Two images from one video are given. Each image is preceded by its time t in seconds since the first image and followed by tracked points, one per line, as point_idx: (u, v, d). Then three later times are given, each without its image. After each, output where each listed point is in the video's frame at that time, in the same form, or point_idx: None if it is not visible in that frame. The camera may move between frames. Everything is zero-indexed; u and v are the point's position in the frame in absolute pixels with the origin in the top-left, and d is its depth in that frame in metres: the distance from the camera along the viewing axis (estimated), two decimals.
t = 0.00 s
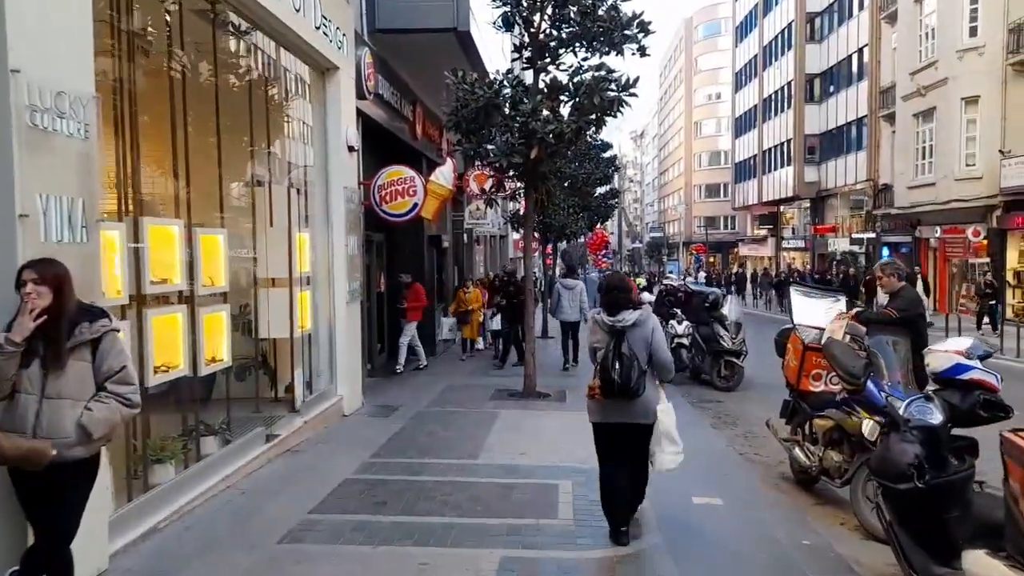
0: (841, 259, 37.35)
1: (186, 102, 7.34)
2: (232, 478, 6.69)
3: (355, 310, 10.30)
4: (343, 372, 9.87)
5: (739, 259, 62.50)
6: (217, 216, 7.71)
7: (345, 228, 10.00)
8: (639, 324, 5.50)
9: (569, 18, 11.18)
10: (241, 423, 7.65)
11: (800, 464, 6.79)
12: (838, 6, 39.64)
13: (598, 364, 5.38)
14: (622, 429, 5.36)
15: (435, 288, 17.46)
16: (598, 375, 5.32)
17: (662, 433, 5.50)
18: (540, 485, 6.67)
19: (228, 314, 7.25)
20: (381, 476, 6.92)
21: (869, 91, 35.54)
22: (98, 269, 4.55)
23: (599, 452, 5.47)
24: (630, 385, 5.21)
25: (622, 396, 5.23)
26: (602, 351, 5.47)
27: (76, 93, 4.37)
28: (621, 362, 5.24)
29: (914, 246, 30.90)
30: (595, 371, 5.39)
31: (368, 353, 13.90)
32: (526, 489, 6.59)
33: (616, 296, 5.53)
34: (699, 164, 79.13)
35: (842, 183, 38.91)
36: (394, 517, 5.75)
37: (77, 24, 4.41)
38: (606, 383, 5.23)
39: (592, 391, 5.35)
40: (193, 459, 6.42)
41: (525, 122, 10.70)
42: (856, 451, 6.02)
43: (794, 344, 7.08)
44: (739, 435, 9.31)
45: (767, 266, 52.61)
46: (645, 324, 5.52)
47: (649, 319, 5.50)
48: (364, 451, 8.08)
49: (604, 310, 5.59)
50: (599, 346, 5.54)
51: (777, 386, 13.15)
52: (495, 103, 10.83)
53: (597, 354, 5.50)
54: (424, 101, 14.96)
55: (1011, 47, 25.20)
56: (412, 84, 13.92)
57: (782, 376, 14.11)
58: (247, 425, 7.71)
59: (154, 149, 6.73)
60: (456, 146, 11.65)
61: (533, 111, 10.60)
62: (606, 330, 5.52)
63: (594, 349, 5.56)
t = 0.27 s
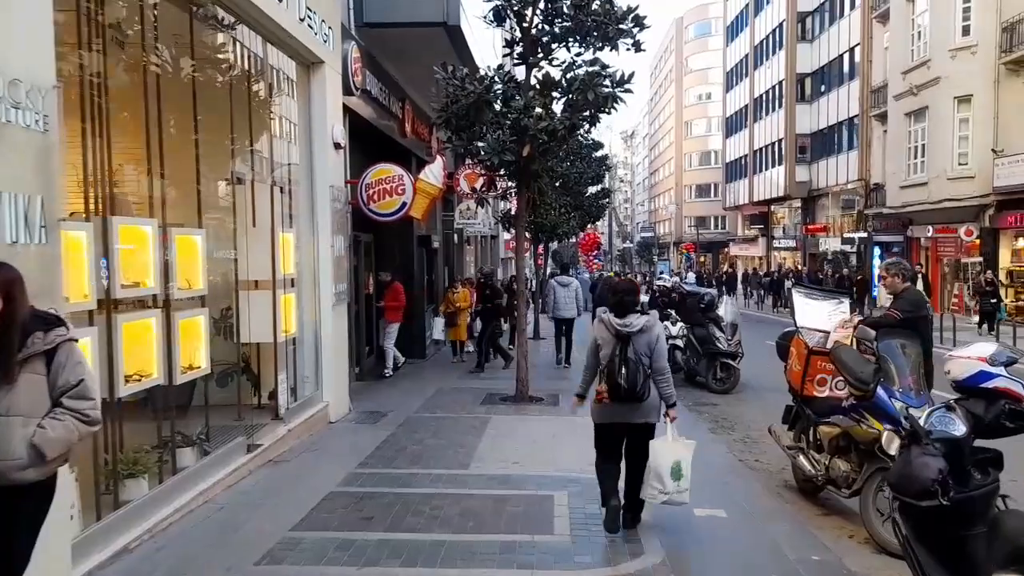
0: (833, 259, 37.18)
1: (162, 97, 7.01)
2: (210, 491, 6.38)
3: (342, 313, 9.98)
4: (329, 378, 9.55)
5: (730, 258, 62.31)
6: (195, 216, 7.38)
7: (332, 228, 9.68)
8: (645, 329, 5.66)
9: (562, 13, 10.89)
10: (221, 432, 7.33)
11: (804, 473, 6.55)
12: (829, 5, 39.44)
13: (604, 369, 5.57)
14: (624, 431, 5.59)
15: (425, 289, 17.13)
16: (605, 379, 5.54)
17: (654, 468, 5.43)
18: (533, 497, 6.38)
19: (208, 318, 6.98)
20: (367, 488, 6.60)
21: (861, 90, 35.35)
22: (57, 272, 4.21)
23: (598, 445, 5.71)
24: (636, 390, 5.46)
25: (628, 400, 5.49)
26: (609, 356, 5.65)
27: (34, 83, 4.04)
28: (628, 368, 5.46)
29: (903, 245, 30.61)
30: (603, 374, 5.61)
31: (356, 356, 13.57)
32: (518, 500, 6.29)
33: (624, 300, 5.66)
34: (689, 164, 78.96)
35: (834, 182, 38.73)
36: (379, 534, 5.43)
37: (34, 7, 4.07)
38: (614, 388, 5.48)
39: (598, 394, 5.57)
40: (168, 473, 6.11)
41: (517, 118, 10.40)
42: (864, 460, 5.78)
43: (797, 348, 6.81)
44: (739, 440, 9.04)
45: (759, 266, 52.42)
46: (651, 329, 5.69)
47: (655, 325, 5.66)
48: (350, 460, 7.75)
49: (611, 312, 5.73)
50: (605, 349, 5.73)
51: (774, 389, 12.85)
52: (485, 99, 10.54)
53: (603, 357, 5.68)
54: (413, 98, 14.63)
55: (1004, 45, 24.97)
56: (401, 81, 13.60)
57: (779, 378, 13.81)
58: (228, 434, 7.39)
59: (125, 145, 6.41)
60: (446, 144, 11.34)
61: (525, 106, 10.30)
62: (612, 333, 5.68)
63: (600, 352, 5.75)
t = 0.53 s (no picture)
0: (823, 258, 37.04)
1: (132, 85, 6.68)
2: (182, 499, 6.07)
3: (325, 311, 9.65)
4: (311, 378, 9.23)
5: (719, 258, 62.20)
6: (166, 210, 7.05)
7: (315, 224, 9.34)
8: (639, 322, 5.60)
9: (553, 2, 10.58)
10: (193, 437, 7.00)
11: (805, 477, 6.27)
12: (819, 4, 39.28)
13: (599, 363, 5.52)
14: (621, 424, 5.54)
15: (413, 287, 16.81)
16: (600, 373, 5.49)
17: (669, 458, 5.59)
18: (524, 503, 6.09)
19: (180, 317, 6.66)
20: (349, 495, 6.28)
21: (850, 89, 35.21)
22: (5, 267, 3.86)
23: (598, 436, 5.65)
24: (632, 384, 5.41)
25: (624, 394, 5.43)
26: (604, 350, 5.60)
27: None
28: (623, 361, 5.42)
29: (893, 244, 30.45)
30: (598, 369, 5.55)
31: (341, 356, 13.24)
32: (508, 507, 6.00)
33: (616, 295, 5.62)
34: (678, 163, 78.85)
35: (823, 181, 38.60)
36: (359, 546, 5.11)
37: None
38: (610, 382, 5.43)
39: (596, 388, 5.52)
40: (137, 480, 5.79)
41: (506, 110, 10.07)
42: (870, 464, 5.51)
43: (798, 347, 6.53)
44: (735, 442, 8.78)
45: (747, 265, 52.30)
46: (645, 322, 5.63)
47: (649, 317, 5.60)
48: (333, 464, 7.42)
49: (606, 307, 5.67)
50: (600, 343, 5.67)
51: (768, 389, 12.58)
52: (474, 91, 10.24)
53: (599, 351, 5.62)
54: (399, 91, 14.30)
55: (994, 43, 24.62)
56: (387, 73, 13.28)
57: (772, 378, 13.55)
58: (202, 438, 7.06)
59: (90, 135, 6.07)
60: (433, 138, 11.01)
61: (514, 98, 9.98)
62: (607, 327, 5.63)
63: (595, 346, 5.68)
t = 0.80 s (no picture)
0: (817, 256, 36.82)
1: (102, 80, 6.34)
2: (155, 517, 5.74)
3: (310, 314, 9.30)
4: (297, 384, 8.89)
5: (713, 256, 61.98)
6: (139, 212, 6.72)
7: (298, 223, 8.99)
8: (636, 324, 5.61)
9: None
10: (169, 450, 6.64)
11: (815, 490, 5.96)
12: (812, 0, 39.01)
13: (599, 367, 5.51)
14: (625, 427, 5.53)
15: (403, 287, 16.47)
16: (601, 378, 5.48)
17: (678, 455, 5.66)
18: (519, 519, 5.77)
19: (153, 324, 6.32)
20: (333, 512, 5.94)
21: (844, 86, 34.95)
22: None
23: (601, 443, 5.66)
24: (633, 387, 5.39)
25: (626, 397, 5.42)
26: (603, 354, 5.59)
27: None
28: (623, 365, 5.40)
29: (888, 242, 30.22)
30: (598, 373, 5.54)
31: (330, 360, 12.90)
32: (503, 523, 5.68)
33: (611, 299, 5.62)
34: (671, 161, 78.60)
35: (817, 179, 38.36)
36: (343, 569, 4.78)
37: None
38: (611, 386, 5.41)
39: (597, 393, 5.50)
40: (105, 497, 5.44)
41: (498, 105, 9.72)
42: (884, 476, 5.22)
43: (805, 352, 6.22)
44: (737, 449, 8.47)
45: (741, 263, 52.09)
46: (642, 323, 5.64)
47: (645, 318, 5.61)
48: (318, 477, 7.08)
49: (601, 311, 5.67)
50: (600, 347, 5.67)
51: (768, 391, 12.26)
52: (464, 86, 9.90)
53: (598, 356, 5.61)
54: (388, 87, 13.94)
55: (990, 39, 24.31)
56: (375, 68, 12.92)
57: (772, 380, 13.24)
58: (179, 451, 6.72)
59: (57, 132, 5.72)
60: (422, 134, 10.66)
61: (506, 93, 9.63)
62: (604, 332, 5.62)
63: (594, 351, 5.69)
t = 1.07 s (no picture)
0: (818, 259, 36.54)
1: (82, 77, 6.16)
2: (135, 532, 5.45)
3: (304, 317, 9.00)
4: (290, 390, 8.59)
5: (713, 258, 61.64)
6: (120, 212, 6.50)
7: (292, 223, 8.69)
8: (647, 327, 5.69)
9: None
10: (152, 460, 6.34)
11: (831, 505, 5.69)
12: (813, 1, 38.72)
13: (611, 370, 5.59)
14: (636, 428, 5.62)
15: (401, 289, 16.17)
16: (611, 380, 5.57)
17: (688, 460, 5.79)
18: (520, 535, 5.47)
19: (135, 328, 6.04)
20: (324, 527, 5.64)
21: (846, 88, 34.66)
22: None
23: (607, 447, 5.73)
24: (644, 389, 5.49)
25: (637, 399, 5.52)
26: (614, 356, 5.67)
27: None
28: (634, 367, 5.49)
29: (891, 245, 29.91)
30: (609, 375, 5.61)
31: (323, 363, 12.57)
32: (503, 540, 5.38)
33: (624, 302, 5.69)
34: (671, 163, 78.33)
35: (818, 181, 38.06)
36: None
37: None
38: (622, 388, 5.50)
39: (607, 396, 5.58)
40: (80, 510, 5.16)
41: (498, 103, 9.42)
42: (907, 492, 4.96)
43: (819, 359, 5.94)
44: (744, 458, 8.17)
45: (741, 265, 51.80)
46: (653, 327, 5.73)
47: (657, 322, 5.70)
48: (309, 488, 6.78)
49: (613, 314, 5.75)
50: (610, 350, 5.73)
51: (774, 397, 11.96)
52: (464, 82, 9.60)
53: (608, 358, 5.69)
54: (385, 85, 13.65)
55: (995, 40, 24.03)
56: (372, 65, 12.63)
57: (777, 385, 12.93)
58: (163, 461, 6.41)
59: (27, 125, 5.46)
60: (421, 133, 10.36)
61: (506, 89, 9.33)
62: (615, 335, 5.70)
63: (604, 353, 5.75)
